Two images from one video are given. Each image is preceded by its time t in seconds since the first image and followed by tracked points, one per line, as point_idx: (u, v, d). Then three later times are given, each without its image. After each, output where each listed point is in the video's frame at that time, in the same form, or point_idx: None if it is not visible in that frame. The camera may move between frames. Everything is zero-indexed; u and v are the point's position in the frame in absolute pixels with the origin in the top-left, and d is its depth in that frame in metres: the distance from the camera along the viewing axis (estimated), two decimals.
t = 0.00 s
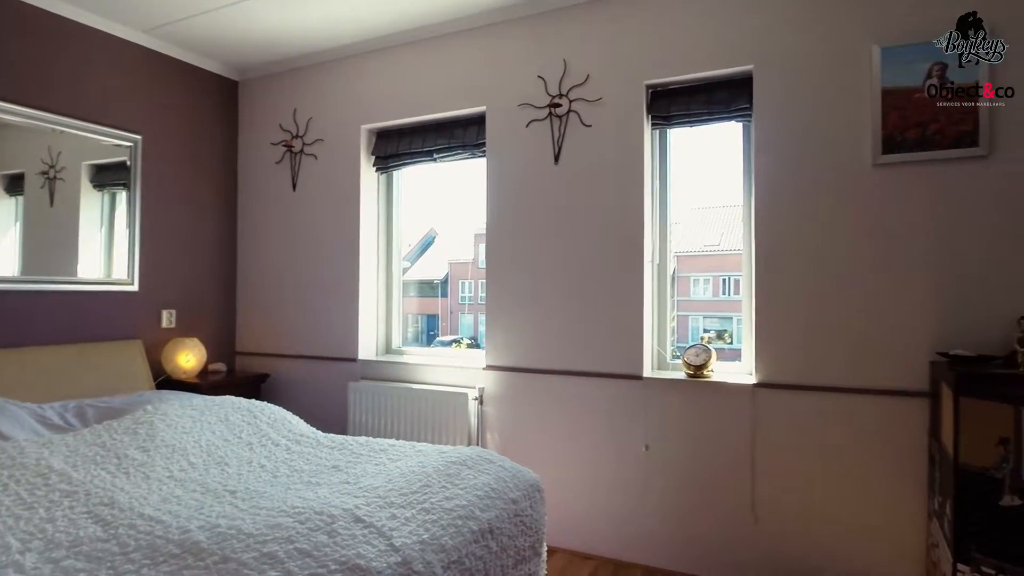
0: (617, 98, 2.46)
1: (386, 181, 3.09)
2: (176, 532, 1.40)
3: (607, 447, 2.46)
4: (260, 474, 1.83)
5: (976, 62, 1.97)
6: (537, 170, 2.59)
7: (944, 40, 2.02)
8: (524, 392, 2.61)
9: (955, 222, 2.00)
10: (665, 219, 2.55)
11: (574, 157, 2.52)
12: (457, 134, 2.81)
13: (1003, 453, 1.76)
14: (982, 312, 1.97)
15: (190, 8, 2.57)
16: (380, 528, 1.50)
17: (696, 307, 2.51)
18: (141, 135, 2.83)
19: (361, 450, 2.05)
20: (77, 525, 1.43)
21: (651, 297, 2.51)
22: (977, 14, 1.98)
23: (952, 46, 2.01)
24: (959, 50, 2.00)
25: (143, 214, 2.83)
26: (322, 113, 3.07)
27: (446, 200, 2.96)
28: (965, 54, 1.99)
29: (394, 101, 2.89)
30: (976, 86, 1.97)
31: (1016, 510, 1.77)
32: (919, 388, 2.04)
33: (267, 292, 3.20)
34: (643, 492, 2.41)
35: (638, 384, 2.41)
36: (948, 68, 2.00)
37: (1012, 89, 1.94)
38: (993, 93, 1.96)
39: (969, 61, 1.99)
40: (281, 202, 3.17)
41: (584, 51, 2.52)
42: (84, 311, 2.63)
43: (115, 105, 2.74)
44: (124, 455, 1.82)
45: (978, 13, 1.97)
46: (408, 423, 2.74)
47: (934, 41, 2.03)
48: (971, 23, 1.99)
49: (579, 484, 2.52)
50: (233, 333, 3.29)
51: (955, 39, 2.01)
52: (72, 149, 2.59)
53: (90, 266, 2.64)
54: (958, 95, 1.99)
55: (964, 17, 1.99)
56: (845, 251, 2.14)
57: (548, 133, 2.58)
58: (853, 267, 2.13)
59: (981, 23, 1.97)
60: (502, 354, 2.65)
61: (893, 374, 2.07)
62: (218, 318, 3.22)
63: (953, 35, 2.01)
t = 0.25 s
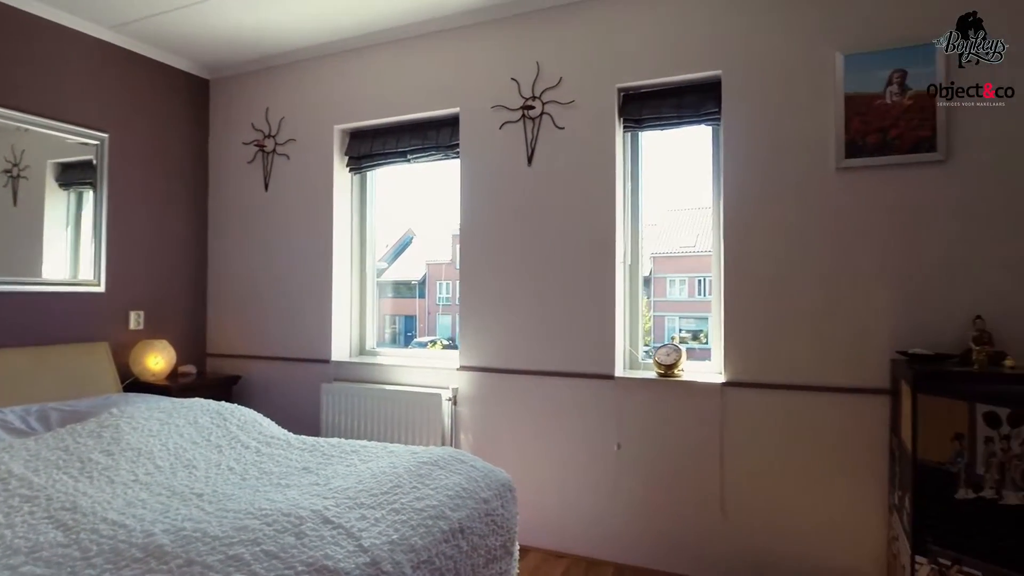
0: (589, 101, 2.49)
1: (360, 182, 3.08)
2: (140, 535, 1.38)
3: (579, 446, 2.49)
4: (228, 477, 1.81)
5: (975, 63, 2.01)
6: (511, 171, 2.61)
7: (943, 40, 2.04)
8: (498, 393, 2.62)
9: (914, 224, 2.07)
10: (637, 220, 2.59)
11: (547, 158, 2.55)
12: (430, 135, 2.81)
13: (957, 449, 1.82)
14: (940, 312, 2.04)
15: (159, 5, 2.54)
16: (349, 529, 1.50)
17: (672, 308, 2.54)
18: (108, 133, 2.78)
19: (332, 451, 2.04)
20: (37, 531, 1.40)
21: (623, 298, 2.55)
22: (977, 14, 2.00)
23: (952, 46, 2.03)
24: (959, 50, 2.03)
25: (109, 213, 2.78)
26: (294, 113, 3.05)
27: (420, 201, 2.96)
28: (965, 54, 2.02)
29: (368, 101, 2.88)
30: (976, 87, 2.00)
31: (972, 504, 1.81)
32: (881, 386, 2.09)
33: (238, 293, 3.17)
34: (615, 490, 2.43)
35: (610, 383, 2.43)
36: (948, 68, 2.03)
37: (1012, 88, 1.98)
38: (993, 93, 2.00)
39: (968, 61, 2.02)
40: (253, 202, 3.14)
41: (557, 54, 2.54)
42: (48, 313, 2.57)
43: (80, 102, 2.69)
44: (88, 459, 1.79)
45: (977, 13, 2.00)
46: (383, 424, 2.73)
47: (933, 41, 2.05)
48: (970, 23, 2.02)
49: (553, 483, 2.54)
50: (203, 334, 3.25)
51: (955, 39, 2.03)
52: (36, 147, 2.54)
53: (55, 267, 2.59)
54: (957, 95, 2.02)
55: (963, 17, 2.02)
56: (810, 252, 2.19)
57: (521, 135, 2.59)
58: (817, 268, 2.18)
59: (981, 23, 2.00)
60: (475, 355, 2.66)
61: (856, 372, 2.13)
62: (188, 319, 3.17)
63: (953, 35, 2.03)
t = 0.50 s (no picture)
0: (560, 102, 2.51)
1: (331, 180, 3.07)
2: (101, 537, 1.37)
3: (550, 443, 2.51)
4: (194, 477, 1.79)
5: (975, 62, 2.03)
6: (482, 171, 2.62)
7: (944, 40, 2.07)
8: (470, 392, 2.63)
9: (873, 225, 2.13)
10: (608, 221, 2.62)
11: (519, 158, 2.56)
12: (402, 134, 2.81)
13: (913, 442, 1.87)
14: (897, 309, 2.10)
15: None
16: (315, 528, 1.50)
17: (647, 307, 2.56)
18: (71, 129, 2.72)
19: (301, 451, 2.03)
20: None
21: (594, 297, 2.57)
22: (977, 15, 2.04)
23: (952, 46, 2.06)
24: (959, 50, 2.06)
25: (73, 211, 2.72)
26: (264, 110, 3.02)
27: (391, 201, 2.96)
28: (965, 54, 2.05)
29: (339, 100, 2.86)
30: (976, 87, 2.03)
31: (926, 496, 1.86)
32: (841, 382, 2.15)
33: (207, 292, 3.13)
34: (585, 487, 2.46)
35: (580, 381, 2.46)
36: (950, 67, 2.06)
37: (1013, 88, 2.00)
38: (993, 93, 2.03)
39: (969, 61, 2.05)
40: (222, 201, 3.10)
41: (528, 55, 2.56)
42: (7, 312, 2.50)
43: (42, 97, 2.62)
44: (48, 462, 1.76)
45: (977, 13, 2.03)
46: (357, 425, 2.71)
47: (934, 41, 2.08)
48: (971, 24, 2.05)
49: (524, 481, 2.55)
50: (170, 334, 3.20)
51: (955, 39, 2.06)
52: None
53: (15, 265, 2.52)
54: (958, 95, 2.05)
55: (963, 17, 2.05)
56: (774, 252, 2.24)
57: (493, 134, 2.61)
58: (781, 267, 2.23)
59: (981, 23, 2.03)
60: (447, 354, 2.66)
61: (818, 369, 2.18)
62: (155, 319, 3.12)
63: (953, 35, 2.06)
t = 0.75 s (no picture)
0: (533, 101, 2.53)
1: (304, 178, 3.05)
2: (62, 538, 1.35)
3: (523, 441, 2.53)
4: (160, 477, 1.78)
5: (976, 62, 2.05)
6: (456, 170, 2.63)
7: (945, 40, 2.09)
8: (443, 391, 2.63)
9: (836, 225, 2.19)
10: (580, 220, 2.64)
11: (492, 158, 2.58)
12: (375, 133, 2.80)
13: (873, 435, 1.93)
14: (859, 307, 2.16)
15: None
16: (283, 526, 1.50)
17: (624, 306, 2.58)
18: (34, 125, 2.66)
19: (271, 450, 2.02)
20: None
21: (566, 296, 2.60)
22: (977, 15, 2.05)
23: (953, 46, 2.08)
24: (959, 50, 2.08)
25: (36, 208, 2.66)
26: (236, 107, 2.99)
27: (364, 199, 2.95)
28: (965, 54, 2.07)
29: (312, 97, 2.85)
30: (976, 86, 2.05)
31: (885, 487, 1.92)
32: (805, 378, 2.21)
33: (177, 291, 3.08)
34: (558, 483, 2.48)
35: (552, 379, 2.48)
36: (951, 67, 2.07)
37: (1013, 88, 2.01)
38: (993, 93, 2.03)
39: (970, 60, 2.06)
40: (193, 198, 3.06)
41: (501, 54, 2.57)
42: None
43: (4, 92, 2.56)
44: (9, 463, 1.73)
45: (977, 13, 2.05)
46: (332, 425, 2.69)
47: (934, 41, 2.10)
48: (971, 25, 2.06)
49: (497, 478, 2.57)
50: (139, 334, 3.15)
51: (955, 39, 2.08)
52: None
53: None
54: (958, 95, 2.07)
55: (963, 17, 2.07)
56: (741, 251, 2.29)
57: (466, 134, 2.62)
58: (748, 265, 2.28)
59: (981, 23, 2.05)
60: (420, 352, 2.67)
61: (783, 365, 2.23)
62: (123, 318, 3.07)
63: (954, 35, 2.08)
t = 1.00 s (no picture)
0: (506, 103, 2.54)
1: (277, 178, 3.03)
2: (21, 542, 1.33)
3: (496, 440, 2.54)
4: (126, 479, 1.75)
5: (976, 62, 2.08)
6: (430, 170, 2.63)
7: (944, 40, 2.12)
8: (417, 391, 2.63)
9: (801, 227, 2.24)
10: (554, 222, 2.66)
11: (465, 158, 2.59)
12: (349, 132, 2.80)
13: (835, 431, 1.98)
14: (823, 306, 2.22)
15: None
16: (251, 527, 1.49)
17: (602, 307, 2.60)
18: None
19: (240, 451, 2.01)
20: None
21: (539, 297, 2.62)
22: (977, 16, 2.08)
23: (953, 46, 2.11)
24: (959, 50, 2.10)
25: None
26: (206, 105, 2.95)
27: (337, 199, 2.94)
28: (965, 54, 2.09)
29: (285, 96, 2.83)
30: (977, 87, 2.07)
31: (847, 482, 1.97)
32: (772, 376, 2.26)
33: (146, 291, 3.04)
34: (530, 482, 2.50)
35: (525, 379, 2.50)
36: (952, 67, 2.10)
37: (1012, 89, 2.05)
38: (993, 93, 2.07)
39: (970, 60, 2.09)
40: (162, 197, 3.02)
41: (475, 55, 2.58)
42: None
43: None
44: None
45: (977, 13, 2.08)
46: (305, 426, 2.68)
47: (935, 41, 2.13)
48: (971, 25, 2.09)
49: (470, 478, 2.58)
50: (106, 335, 3.09)
51: (956, 39, 2.11)
52: None
53: None
54: (958, 95, 2.09)
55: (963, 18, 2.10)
56: (710, 252, 2.33)
57: (440, 134, 2.62)
58: (716, 266, 2.32)
59: (981, 23, 2.08)
60: (394, 352, 2.67)
61: (750, 363, 2.28)
62: (89, 319, 3.01)
63: (954, 35, 2.11)
